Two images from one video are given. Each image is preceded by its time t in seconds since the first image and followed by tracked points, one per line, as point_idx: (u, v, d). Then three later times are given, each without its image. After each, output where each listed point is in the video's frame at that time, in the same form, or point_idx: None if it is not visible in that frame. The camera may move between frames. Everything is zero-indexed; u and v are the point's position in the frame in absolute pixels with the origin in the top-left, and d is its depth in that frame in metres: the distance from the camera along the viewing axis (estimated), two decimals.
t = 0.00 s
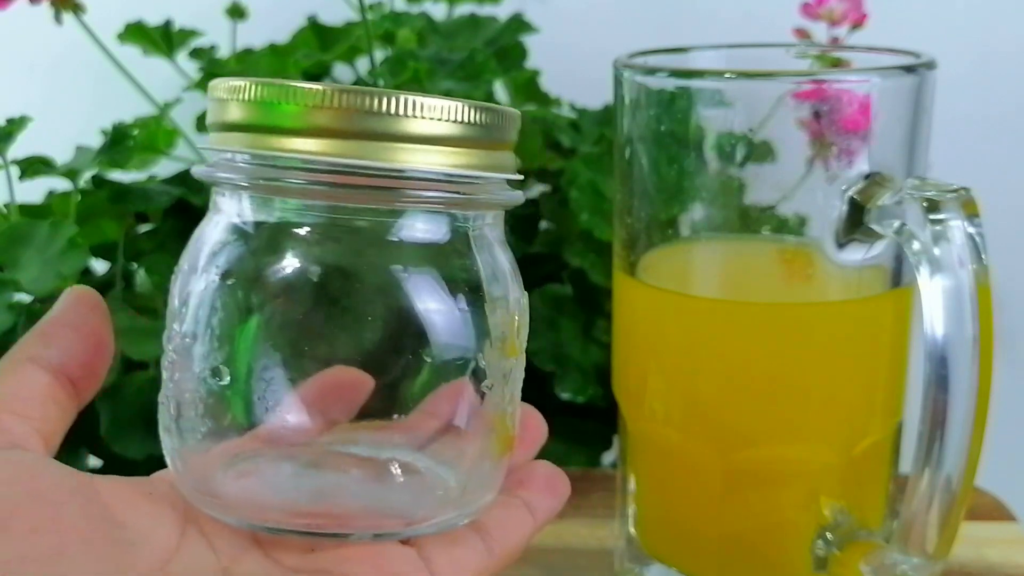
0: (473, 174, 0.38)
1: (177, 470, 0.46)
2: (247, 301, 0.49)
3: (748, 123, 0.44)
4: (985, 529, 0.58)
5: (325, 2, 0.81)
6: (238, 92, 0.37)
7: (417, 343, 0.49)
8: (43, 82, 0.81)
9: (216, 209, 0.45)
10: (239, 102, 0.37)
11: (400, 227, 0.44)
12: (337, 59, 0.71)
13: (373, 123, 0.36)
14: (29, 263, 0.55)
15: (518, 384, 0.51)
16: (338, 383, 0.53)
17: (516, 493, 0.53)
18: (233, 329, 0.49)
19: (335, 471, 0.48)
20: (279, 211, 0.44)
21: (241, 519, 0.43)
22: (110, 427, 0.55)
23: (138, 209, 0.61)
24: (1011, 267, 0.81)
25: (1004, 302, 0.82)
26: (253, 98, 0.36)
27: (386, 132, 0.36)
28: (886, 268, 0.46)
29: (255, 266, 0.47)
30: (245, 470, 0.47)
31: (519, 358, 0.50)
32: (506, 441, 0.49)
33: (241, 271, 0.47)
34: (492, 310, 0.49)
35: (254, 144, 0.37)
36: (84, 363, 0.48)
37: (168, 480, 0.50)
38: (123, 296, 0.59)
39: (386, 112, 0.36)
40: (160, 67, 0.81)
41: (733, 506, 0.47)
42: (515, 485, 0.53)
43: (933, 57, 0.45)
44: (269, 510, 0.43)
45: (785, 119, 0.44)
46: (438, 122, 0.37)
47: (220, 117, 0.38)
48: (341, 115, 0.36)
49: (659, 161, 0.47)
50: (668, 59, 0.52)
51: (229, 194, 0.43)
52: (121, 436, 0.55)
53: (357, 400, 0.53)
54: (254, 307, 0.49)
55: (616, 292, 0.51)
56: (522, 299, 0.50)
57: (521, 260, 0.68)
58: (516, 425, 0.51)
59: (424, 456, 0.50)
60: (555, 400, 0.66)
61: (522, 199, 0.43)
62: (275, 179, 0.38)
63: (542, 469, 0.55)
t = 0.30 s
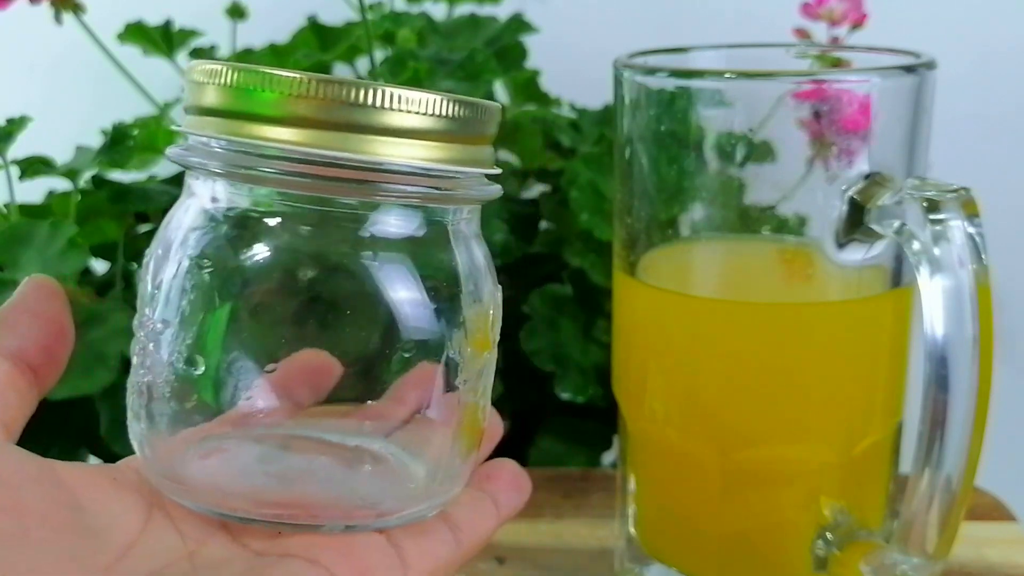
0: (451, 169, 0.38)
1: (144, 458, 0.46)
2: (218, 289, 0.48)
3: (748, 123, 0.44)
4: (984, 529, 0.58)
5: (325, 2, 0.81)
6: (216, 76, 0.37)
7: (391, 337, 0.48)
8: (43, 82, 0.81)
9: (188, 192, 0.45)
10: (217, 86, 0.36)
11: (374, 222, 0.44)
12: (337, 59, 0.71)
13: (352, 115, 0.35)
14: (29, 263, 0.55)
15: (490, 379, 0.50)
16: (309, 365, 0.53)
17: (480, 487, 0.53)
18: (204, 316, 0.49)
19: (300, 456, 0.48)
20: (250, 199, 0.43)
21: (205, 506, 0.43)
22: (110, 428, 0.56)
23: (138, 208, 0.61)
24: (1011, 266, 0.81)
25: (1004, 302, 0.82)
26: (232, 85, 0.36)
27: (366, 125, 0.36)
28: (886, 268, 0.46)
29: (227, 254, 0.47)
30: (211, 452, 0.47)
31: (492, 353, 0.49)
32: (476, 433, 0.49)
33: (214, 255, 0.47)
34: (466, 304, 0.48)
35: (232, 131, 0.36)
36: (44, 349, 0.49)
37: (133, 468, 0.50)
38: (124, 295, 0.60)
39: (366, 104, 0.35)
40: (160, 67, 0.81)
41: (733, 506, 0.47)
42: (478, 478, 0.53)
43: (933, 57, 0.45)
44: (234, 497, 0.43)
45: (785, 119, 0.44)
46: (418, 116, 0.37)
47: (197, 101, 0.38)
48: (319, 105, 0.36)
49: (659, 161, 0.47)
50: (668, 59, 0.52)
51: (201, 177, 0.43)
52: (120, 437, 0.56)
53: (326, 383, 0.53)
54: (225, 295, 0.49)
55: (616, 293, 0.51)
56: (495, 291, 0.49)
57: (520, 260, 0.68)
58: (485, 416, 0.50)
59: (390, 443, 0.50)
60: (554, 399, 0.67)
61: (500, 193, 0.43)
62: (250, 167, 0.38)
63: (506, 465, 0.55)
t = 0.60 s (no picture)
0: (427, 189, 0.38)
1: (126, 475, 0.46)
2: (198, 309, 0.48)
3: (748, 123, 0.44)
4: (985, 529, 0.58)
5: (325, 2, 0.81)
6: (190, 98, 0.37)
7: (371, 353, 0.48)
8: (43, 82, 0.81)
9: (165, 212, 0.45)
10: (189, 108, 0.37)
11: (351, 244, 0.44)
12: (337, 60, 0.71)
13: (325, 136, 0.35)
14: (29, 263, 0.55)
15: (470, 394, 0.50)
16: (295, 380, 0.52)
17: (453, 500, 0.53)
18: (182, 335, 0.48)
19: (281, 471, 0.48)
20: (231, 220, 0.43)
21: (187, 527, 0.43)
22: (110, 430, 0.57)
23: (138, 210, 0.62)
24: (1011, 266, 0.81)
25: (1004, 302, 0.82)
26: (205, 107, 0.36)
27: (339, 146, 0.36)
28: (886, 268, 0.46)
29: (204, 277, 0.46)
30: (190, 469, 0.47)
31: (471, 369, 0.49)
32: (457, 446, 0.49)
33: (192, 277, 0.46)
34: (445, 319, 0.48)
35: (205, 153, 0.36)
36: (33, 363, 0.49)
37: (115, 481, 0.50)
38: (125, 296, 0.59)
39: (339, 125, 0.35)
40: (160, 67, 0.81)
41: (732, 506, 0.47)
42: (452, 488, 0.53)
43: (933, 57, 0.45)
44: (213, 515, 0.44)
45: (785, 119, 0.44)
46: (393, 136, 0.36)
47: (170, 122, 0.38)
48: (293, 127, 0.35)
49: (659, 161, 0.47)
50: (668, 59, 0.52)
51: (178, 199, 0.43)
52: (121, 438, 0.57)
53: (314, 399, 0.52)
54: (205, 314, 0.48)
55: (615, 293, 0.51)
56: (473, 307, 0.49)
57: (520, 260, 0.68)
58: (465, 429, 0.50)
59: (372, 457, 0.50)
60: (555, 399, 0.67)
61: (478, 210, 0.43)
62: (223, 189, 0.38)
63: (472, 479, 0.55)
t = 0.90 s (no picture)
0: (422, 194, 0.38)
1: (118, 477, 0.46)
2: (192, 311, 0.48)
3: (748, 123, 0.44)
4: (985, 529, 0.57)
5: (325, 2, 0.81)
6: (184, 100, 0.37)
7: (365, 357, 0.48)
8: (42, 82, 0.81)
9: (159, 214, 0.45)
10: (185, 111, 0.36)
11: (346, 248, 0.44)
12: (337, 59, 0.71)
13: (320, 140, 0.35)
14: (29, 263, 0.55)
15: (463, 399, 0.50)
16: (291, 379, 0.52)
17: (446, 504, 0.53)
18: (176, 338, 0.48)
19: (273, 477, 0.48)
20: (226, 222, 0.43)
21: (179, 530, 0.43)
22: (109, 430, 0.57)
23: (138, 210, 0.62)
24: (1011, 266, 0.81)
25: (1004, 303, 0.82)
26: (200, 110, 0.36)
27: (334, 150, 0.35)
28: (886, 268, 0.46)
29: (198, 279, 0.46)
30: (183, 473, 0.47)
31: (465, 374, 0.50)
32: (450, 451, 0.49)
33: (186, 280, 0.46)
34: (438, 324, 0.48)
35: (200, 156, 0.36)
36: (28, 362, 0.47)
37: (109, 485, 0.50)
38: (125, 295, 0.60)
39: (336, 130, 0.35)
40: (160, 67, 0.81)
41: (732, 506, 0.47)
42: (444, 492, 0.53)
43: (933, 57, 0.45)
44: (206, 519, 0.43)
45: (785, 118, 0.44)
46: (389, 141, 0.36)
47: (166, 124, 0.38)
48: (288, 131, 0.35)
49: (659, 161, 0.47)
50: (668, 59, 0.52)
51: (171, 201, 0.43)
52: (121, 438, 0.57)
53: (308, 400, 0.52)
54: (199, 316, 0.48)
55: (615, 292, 0.51)
56: (467, 312, 0.49)
57: (520, 260, 0.68)
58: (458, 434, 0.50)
59: (364, 461, 0.50)
60: (555, 399, 0.67)
61: (472, 217, 0.43)
62: (218, 192, 0.38)
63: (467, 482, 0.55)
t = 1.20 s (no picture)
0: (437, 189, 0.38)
1: (133, 471, 0.46)
2: (208, 309, 0.48)
3: (748, 123, 0.44)
4: (985, 529, 0.57)
5: (325, 2, 0.81)
6: (203, 98, 0.37)
7: (378, 355, 0.48)
8: (42, 82, 0.81)
9: (177, 211, 0.45)
10: (203, 108, 0.36)
11: (359, 242, 0.44)
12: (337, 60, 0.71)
13: (337, 135, 0.35)
14: (29, 264, 0.55)
15: (476, 396, 0.50)
16: (303, 381, 0.52)
17: (460, 503, 0.53)
18: (191, 335, 0.49)
19: (287, 474, 0.48)
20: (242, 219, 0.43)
21: (194, 525, 0.43)
22: (109, 430, 0.57)
23: (139, 209, 0.61)
24: (1011, 266, 0.81)
25: (1004, 302, 0.82)
26: (219, 106, 0.36)
27: (350, 146, 0.35)
28: (886, 268, 0.46)
29: (215, 274, 0.47)
30: (198, 470, 0.47)
31: (478, 371, 0.50)
32: (463, 450, 0.49)
33: (202, 276, 0.46)
34: (451, 321, 0.48)
35: (218, 151, 0.36)
36: (44, 359, 0.48)
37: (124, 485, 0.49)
38: (124, 295, 0.60)
39: (351, 124, 0.35)
40: (160, 67, 0.81)
41: (733, 506, 0.47)
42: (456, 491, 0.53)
43: (933, 57, 0.45)
44: (219, 514, 0.43)
45: (785, 119, 0.44)
46: (403, 137, 0.36)
47: (184, 121, 0.38)
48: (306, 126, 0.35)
49: (659, 161, 0.47)
50: (668, 59, 0.52)
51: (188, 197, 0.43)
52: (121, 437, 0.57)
53: (322, 402, 0.52)
54: (216, 315, 0.49)
55: (616, 292, 0.51)
56: (480, 311, 0.49)
57: (521, 260, 0.68)
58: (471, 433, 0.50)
59: (377, 461, 0.49)
60: (554, 399, 0.67)
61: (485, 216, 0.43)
62: (237, 186, 0.38)
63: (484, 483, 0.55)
